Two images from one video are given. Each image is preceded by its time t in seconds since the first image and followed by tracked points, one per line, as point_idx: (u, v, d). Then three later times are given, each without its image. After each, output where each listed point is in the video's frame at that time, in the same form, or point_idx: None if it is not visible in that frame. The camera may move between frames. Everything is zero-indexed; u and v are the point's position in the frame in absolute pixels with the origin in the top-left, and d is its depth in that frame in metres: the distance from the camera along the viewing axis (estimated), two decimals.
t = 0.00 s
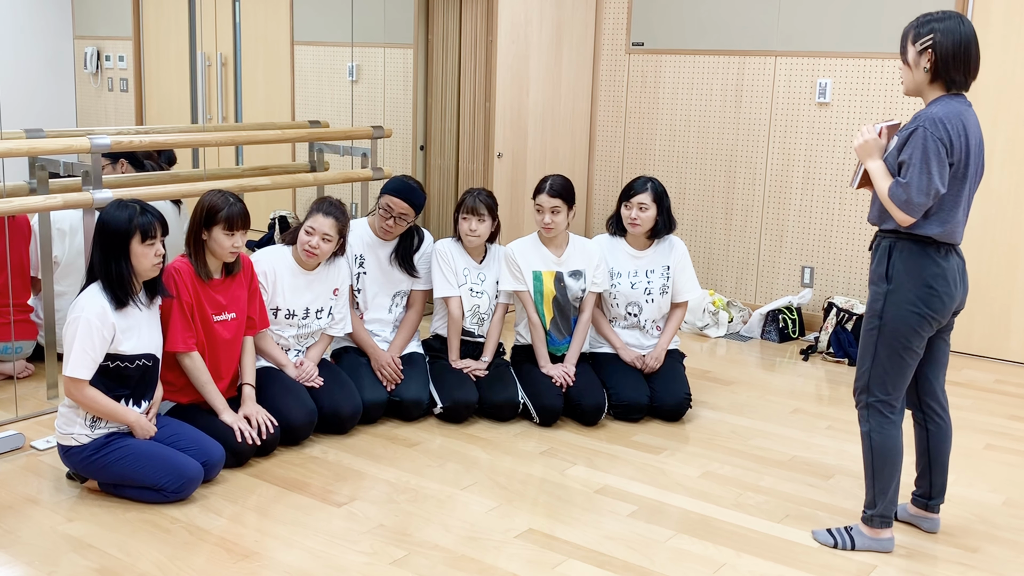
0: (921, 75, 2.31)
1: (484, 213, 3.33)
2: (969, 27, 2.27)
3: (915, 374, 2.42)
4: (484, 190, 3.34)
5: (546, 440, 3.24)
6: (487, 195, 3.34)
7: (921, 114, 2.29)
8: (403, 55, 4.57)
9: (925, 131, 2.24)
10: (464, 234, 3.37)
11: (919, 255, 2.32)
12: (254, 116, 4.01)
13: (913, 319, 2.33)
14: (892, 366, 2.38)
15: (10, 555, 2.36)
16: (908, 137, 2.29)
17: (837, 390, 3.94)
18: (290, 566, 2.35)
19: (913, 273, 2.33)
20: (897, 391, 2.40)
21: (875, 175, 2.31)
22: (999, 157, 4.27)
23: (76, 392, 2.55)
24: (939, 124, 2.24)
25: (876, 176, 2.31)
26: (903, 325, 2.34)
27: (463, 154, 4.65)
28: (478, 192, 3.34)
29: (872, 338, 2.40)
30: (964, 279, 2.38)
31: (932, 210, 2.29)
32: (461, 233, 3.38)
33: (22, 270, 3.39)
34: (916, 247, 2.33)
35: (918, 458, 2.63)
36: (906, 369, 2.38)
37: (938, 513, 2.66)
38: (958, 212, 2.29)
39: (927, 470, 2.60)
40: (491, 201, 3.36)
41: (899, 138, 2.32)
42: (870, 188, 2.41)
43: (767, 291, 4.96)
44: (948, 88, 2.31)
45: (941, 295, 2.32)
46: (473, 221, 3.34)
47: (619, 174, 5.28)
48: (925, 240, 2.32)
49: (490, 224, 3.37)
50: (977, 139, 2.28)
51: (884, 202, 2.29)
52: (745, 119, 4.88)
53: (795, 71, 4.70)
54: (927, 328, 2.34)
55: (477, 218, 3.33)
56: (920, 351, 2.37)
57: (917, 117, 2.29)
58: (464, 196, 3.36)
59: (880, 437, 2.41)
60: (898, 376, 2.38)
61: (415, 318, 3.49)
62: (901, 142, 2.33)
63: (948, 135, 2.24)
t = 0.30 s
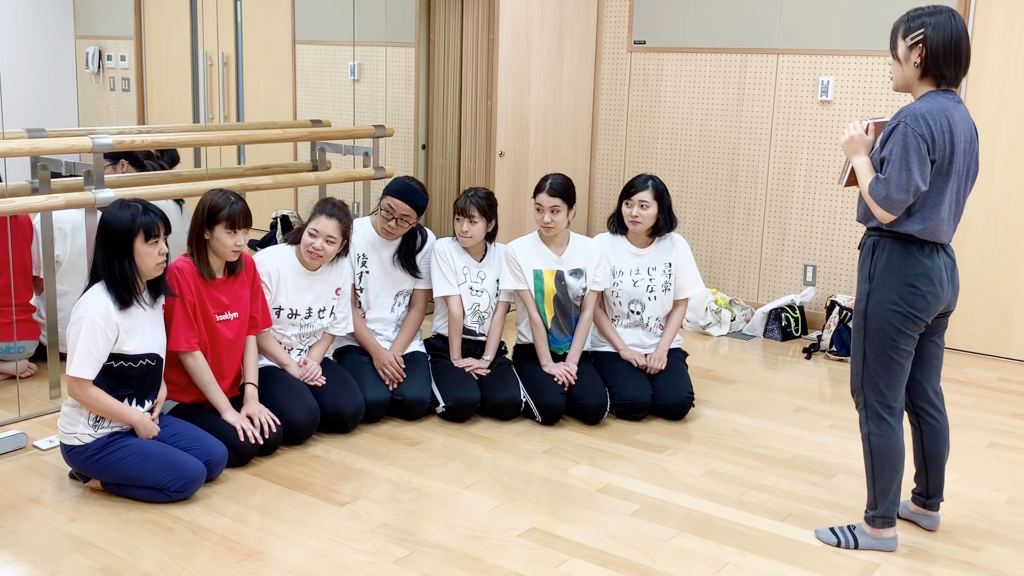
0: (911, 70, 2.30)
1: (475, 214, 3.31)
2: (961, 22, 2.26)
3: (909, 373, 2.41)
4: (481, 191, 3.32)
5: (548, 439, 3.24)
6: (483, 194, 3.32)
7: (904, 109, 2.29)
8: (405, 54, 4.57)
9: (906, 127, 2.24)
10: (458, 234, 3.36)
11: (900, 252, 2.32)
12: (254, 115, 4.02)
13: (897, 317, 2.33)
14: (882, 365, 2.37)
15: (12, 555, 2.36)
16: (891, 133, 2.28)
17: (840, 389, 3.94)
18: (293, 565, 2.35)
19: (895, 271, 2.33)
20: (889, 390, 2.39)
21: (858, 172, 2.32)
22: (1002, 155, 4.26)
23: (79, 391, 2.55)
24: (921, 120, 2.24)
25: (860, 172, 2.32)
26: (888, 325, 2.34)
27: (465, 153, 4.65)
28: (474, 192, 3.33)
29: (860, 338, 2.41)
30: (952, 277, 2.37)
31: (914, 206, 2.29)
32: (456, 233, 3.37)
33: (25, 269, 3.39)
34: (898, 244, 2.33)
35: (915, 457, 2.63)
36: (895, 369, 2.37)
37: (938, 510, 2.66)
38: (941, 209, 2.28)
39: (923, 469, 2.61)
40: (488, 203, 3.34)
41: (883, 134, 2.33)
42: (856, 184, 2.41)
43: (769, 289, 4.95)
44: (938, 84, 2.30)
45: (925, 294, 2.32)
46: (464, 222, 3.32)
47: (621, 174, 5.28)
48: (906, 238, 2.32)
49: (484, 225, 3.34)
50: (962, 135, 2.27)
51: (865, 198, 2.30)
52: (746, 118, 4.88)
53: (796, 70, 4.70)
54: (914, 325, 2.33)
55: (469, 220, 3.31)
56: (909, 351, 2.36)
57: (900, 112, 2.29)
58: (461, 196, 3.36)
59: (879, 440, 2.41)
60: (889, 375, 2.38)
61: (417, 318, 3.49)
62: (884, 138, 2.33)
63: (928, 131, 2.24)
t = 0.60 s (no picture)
0: (911, 65, 2.29)
1: (472, 214, 3.30)
2: (961, 17, 2.25)
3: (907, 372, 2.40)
4: (478, 191, 3.31)
5: (551, 436, 3.23)
6: (480, 194, 3.31)
7: (899, 105, 2.28)
8: (408, 51, 4.56)
9: (901, 124, 2.23)
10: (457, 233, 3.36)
11: (891, 252, 2.32)
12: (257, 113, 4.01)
13: (890, 317, 2.33)
14: (878, 365, 2.37)
15: (17, 553, 2.36)
16: (885, 129, 2.28)
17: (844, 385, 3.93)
18: (296, 563, 2.36)
19: (886, 271, 2.33)
20: (887, 391, 2.38)
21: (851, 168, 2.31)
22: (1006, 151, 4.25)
23: (86, 390, 2.54)
24: (916, 117, 2.23)
25: (853, 168, 2.31)
26: (883, 326, 2.34)
27: (468, 150, 4.65)
28: (470, 192, 3.32)
29: (855, 339, 2.41)
30: (946, 276, 2.36)
31: (907, 205, 2.28)
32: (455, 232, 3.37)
33: (28, 267, 3.39)
34: (889, 244, 2.33)
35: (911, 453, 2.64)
36: (892, 370, 2.37)
37: (936, 506, 2.66)
38: (933, 208, 2.28)
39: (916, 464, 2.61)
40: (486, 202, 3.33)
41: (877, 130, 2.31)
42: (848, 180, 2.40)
43: (773, 286, 4.93)
44: (938, 79, 2.30)
45: (919, 293, 2.31)
46: (461, 222, 3.32)
47: (624, 171, 5.27)
48: (898, 237, 2.32)
49: (482, 224, 3.34)
50: (955, 133, 2.27)
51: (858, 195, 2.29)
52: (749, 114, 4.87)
53: (799, 66, 4.69)
54: (909, 326, 2.33)
55: (466, 220, 3.31)
56: (905, 351, 2.35)
57: (895, 108, 2.28)
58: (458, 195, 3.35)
59: (880, 441, 2.41)
60: (886, 375, 2.37)
61: (420, 316, 3.50)
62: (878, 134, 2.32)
63: (923, 129, 2.22)
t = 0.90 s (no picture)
0: (909, 60, 2.28)
1: (476, 218, 3.30)
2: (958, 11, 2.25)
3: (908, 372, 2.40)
4: (481, 192, 3.29)
5: (554, 432, 3.23)
6: (482, 195, 3.30)
7: (899, 102, 2.27)
8: (409, 48, 4.54)
9: (902, 121, 2.22)
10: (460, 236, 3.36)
11: (890, 251, 2.32)
12: (259, 110, 4.01)
13: (891, 318, 2.32)
14: (879, 366, 2.37)
15: (20, 550, 2.36)
16: (886, 126, 2.27)
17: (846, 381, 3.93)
18: (300, 559, 2.36)
19: (885, 271, 2.33)
20: (889, 392, 2.38)
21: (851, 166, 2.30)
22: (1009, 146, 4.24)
23: (87, 387, 2.55)
24: (918, 113, 2.22)
25: (851, 166, 2.30)
26: (883, 327, 2.33)
27: (470, 147, 4.64)
28: (473, 191, 3.30)
29: (856, 340, 2.40)
30: (944, 274, 2.36)
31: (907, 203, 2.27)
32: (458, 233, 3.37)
33: (30, 264, 3.39)
34: (887, 243, 2.33)
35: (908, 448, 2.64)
36: (894, 371, 2.37)
37: (928, 502, 2.66)
38: (933, 207, 2.27)
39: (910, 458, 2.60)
40: (487, 203, 3.31)
41: (876, 128, 2.31)
42: (845, 178, 2.40)
43: (775, 282, 4.92)
44: (936, 75, 2.29)
45: (920, 293, 2.31)
46: (467, 227, 3.32)
47: (626, 167, 5.26)
48: (897, 235, 2.32)
49: (485, 227, 3.35)
50: (956, 130, 2.26)
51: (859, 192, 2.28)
52: (752, 110, 4.86)
53: (802, 62, 4.68)
54: (910, 326, 2.32)
55: (471, 225, 3.31)
56: (906, 351, 2.35)
57: (896, 105, 2.27)
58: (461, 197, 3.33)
59: (881, 441, 2.41)
60: (888, 375, 2.37)
61: (422, 312, 3.49)
62: (877, 132, 2.31)
63: (924, 126, 2.22)
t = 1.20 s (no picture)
0: (903, 54, 2.27)
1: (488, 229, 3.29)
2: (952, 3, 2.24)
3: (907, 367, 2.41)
4: (491, 201, 3.29)
5: (555, 426, 3.23)
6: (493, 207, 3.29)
7: (897, 96, 2.26)
8: (410, 42, 4.53)
9: (900, 115, 2.21)
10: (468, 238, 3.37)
11: (890, 248, 2.31)
12: (259, 104, 4.00)
13: (891, 314, 2.32)
14: (880, 362, 2.37)
15: (20, 545, 2.37)
16: (883, 121, 2.26)
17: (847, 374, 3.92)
18: (300, 553, 2.36)
19: (885, 267, 2.32)
20: (890, 387, 2.39)
21: (849, 162, 2.29)
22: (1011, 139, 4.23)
23: (84, 380, 2.55)
24: (916, 108, 2.21)
25: (848, 161, 2.29)
26: (884, 323, 2.33)
27: (470, 140, 4.63)
28: (482, 193, 3.31)
29: (856, 336, 2.40)
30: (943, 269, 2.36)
31: (907, 198, 2.26)
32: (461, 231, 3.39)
33: (30, 259, 3.37)
34: (887, 240, 2.32)
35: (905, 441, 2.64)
36: (895, 366, 2.37)
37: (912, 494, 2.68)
38: (932, 202, 2.27)
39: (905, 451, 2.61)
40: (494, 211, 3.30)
41: (873, 123, 2.30)
42: (841, 173, 2.39)
43: (777, 275, 4.92)
44: (931, 68, 2.28)
45: (920, 289, 2.31)
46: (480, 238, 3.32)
47: (627, 161, 5.25)
48: (896, 232, 2.31)
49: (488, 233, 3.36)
50: (954, 124, 2.26)
51: (857, 188, 2.27)
52: (753, 103, 4.84)
53: (803, 55, 4.66)
54: (910, 321, 2.33)
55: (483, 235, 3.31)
56: (906, 347, 2.35)
57: (893, 99, 2.26)
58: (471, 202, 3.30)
59: (882, 437, 2.42)
60: (889, 371, 2.37)
61: (422, 307, 3.49)
62: (874, 127, 2.30)
63: (922, 120, 2.21)
